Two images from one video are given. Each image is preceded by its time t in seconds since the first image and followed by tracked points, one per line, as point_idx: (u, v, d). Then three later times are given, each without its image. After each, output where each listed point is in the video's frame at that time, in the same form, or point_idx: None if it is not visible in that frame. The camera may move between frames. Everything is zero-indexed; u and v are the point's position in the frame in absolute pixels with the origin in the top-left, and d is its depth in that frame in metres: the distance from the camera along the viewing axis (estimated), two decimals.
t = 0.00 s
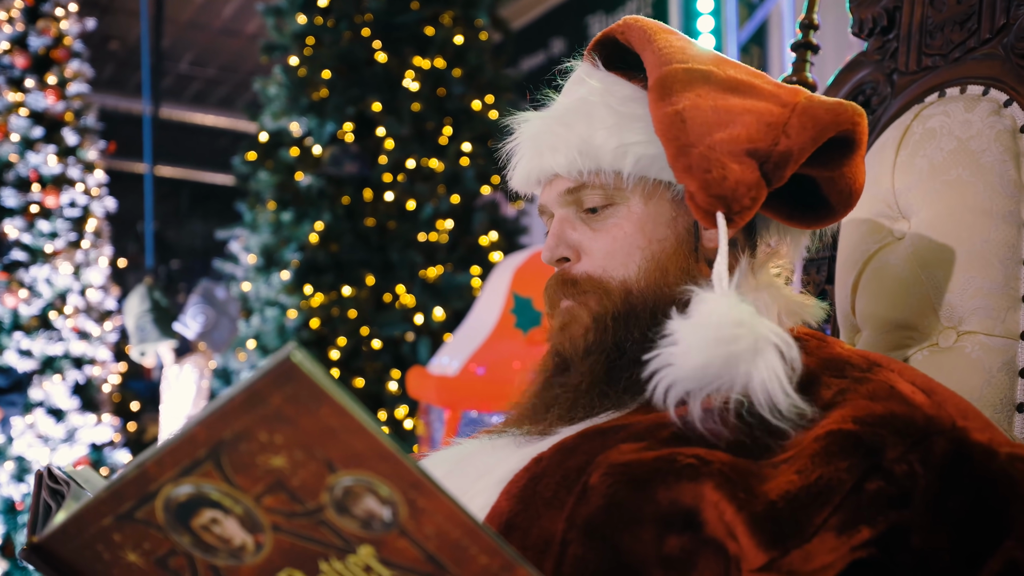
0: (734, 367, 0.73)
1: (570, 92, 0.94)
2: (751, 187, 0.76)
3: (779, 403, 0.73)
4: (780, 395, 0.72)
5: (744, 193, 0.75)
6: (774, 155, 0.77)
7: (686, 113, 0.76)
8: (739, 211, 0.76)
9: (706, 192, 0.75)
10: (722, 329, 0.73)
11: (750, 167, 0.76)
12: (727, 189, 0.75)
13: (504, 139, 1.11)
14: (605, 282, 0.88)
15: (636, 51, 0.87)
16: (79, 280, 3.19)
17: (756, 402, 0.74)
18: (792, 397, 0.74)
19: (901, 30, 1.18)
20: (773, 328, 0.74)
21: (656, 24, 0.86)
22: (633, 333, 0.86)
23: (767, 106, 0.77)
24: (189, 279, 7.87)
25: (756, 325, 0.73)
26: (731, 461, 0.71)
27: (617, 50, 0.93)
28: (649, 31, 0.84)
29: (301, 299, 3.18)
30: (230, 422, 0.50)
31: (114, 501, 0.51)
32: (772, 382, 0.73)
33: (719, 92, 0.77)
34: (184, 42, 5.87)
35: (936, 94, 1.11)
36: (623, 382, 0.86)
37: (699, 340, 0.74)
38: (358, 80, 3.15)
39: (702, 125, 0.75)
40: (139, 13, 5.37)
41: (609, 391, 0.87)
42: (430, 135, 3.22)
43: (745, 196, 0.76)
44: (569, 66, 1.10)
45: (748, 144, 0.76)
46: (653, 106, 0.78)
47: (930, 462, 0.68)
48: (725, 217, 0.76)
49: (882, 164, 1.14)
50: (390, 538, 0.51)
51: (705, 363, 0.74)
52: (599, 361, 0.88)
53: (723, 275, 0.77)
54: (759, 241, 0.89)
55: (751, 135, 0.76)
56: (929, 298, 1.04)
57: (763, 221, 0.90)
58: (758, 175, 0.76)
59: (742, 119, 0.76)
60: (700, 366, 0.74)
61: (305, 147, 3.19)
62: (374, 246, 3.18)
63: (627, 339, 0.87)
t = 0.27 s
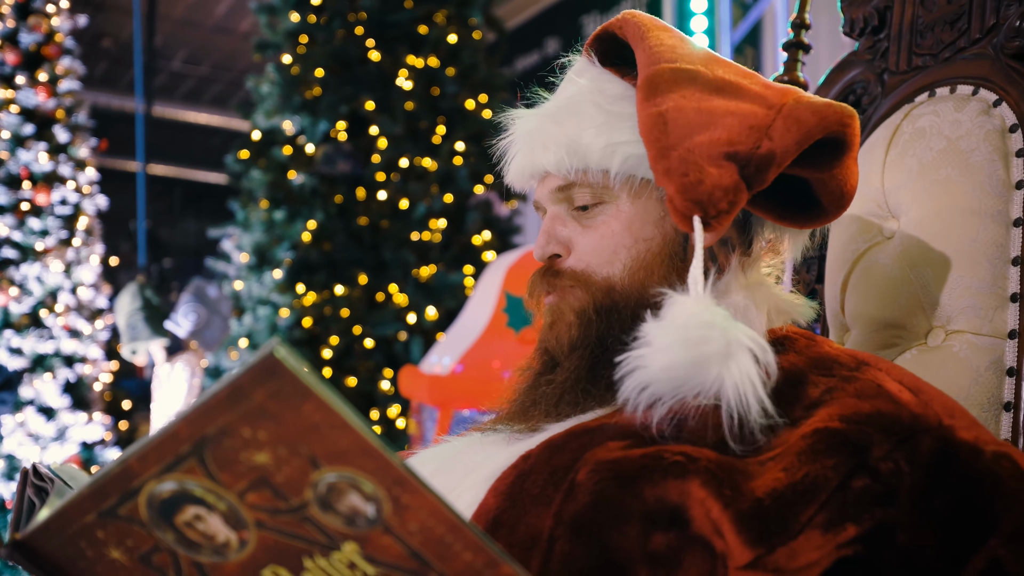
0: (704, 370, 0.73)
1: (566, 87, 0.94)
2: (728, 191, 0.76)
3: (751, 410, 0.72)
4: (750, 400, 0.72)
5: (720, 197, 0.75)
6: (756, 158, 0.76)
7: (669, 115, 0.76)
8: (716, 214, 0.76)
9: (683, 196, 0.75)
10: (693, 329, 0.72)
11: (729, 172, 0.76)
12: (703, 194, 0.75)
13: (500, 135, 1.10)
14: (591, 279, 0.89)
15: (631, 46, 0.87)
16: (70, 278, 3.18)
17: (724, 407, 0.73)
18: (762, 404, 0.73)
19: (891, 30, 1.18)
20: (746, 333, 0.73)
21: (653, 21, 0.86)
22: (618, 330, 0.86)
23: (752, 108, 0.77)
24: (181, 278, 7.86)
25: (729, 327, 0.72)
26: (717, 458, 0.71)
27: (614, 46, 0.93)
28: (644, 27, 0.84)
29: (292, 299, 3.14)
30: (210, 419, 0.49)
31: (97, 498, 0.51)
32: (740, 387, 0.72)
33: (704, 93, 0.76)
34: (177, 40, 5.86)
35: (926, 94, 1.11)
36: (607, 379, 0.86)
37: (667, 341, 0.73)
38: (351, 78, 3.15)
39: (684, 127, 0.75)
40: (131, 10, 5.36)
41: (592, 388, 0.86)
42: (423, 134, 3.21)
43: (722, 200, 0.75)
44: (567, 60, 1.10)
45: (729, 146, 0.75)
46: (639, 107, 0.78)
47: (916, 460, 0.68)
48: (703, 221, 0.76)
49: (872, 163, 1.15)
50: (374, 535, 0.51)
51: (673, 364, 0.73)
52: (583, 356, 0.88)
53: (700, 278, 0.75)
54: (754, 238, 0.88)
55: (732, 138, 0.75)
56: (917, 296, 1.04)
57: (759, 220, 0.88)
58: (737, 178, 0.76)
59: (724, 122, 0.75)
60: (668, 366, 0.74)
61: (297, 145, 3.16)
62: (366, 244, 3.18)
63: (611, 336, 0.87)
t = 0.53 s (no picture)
0: (689, 371, 0.72)
1: (550, 88, 0.94)
2: (711, 191, 0.75)
3: (739, 410, 0.72)
4: (736, 400, 0.71)
5: (703, 197, 0.75)
6: (737, 157, 0.75)
7: (650, 116, 0.76)
8: (699, 215, 0.76)
9: (666, 198, 0.76)
10: (678, 331, 0.72)
11: (711, 172, 0.75)
12: (686, 195, 0.75)
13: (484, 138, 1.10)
14: (579, 282, 0.89)
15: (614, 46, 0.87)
16: (63, 276, 3.17)
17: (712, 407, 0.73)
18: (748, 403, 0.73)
19: (882, 29, 1.18)
20: (732, 333, 0.73)
21: (635, 19, 0.86)
22: (609, 333, 0.86)
23: (733, 107, 0.76)
24: (174, 276, 7.85)
25: (713, 328, 0.72)
26: (705, 456, 0.71)
27: (597, 46, 0.93)
28: (627, 28, 0.84)
29: (286, 297, 3.14)
30: (194, 421, 0.50)
31: (79, 499, 0.50)
32: (727, 388, 0.71)
33: (685, 93, 0.76)
34: (170, 38, 5.84)
35: (916, 93, 1.11)
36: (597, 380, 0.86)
37: (654, 343, 0.73)
38: (344, 77, 3.15)
39: (665, 129, 0.75)
40: (125, 8, 5.34)
41: (583, 389, 0.87)
42: (417, 132, 3.21)
43: (704, 200, 0.75)
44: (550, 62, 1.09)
45: (709, 147, 0.75)
46: (623, 109, 0.78)
47: (904, 458, 0.68)
48: (686, 222, 0.76)
49: (862, 162, 1.15)
50: (357, 538, 0.51)
51: (659, 367, 0.73)
52: (577, 363, 0.88)
53: (684, 280, 0.75)
54: (742, 237, 0.88)
55: (713, 138, 0.75)
56: (906, 296, 1.04)
57: (747, 216, 0.88)
58: (719, 178, 0.75)
59: (705, 122, 0.75)
60: (654, 369, 0.73)
61: (291, 144, 3.17)
62: (359, 243, 3.17)
63: (603, 338, 0.87)
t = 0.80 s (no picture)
0: (678, 368, 0.73)
1: (526, 92, 0.95)
2: (690, 188, 0.75)
3: (729, 404, 0.72)
4: (727, 394, 0.72)
5: (683, 194, 0.75)
6: (715, 152, 0.76)
7: (626, 116, 0.77)
8: (679, 211, 0.76)
9: (645, 197, 0.76)
10: (664, 329, 0.73)
11: (690, 168, 0.75)
12: (665, 193, 0.75)
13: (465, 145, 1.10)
14: (561, 283, 0.89)
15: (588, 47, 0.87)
16: (52, 277, 3.17)
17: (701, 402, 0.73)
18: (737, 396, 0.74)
19: (867, 26, 1.19)
20: (719, 327, 0.74)
21: (608, 19, 0.86)
22: (588, 332, 0.86)
23: (708, 103, 0.76)
24: (165, 276, 7.84)
25: (700, 323, 0.73)
26: (689, 451, 0.71)
27: (572, 47, 0.93)
28: (600, 28, 0.85)
29: (277, 296, 3.14)
30: (169, 427, 0.50)
31: (58, 505, 0.51)
32: (716, 382, 0.72)
33: (660, 91, 0.77)
34: (161, 38, 5.84)
35: (900, 89, 1.12)
36: (578, 378, 0.87)
37: (642, 341, 0.74)
38: (334, 76, 3.14)
39: (642, 127, 0.76)
40: (114, 8, 5.33)
41: (564, 386, 0.87)
42: (407, 131, 3.21)
43: (685, 197, 0.75)
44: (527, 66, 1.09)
45: (687, 143, 0.75)
46: (600, 109, 0.79)
47: (886, 453, 0.69)
48: (668, 219, 0.76)
49: (848, 158, 1.15)
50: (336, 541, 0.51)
51: (648, 365, 0.73)
52: (558, 361, 0.88)
53: (669, 278, 0.76)
54: (724, 230, 0.90)
55: (689, 135, 0.75)
56: (892, 291, 1.05)
57: (728, 210, 0.90)
58: (698, 175, 0.75)
59: (681, 119, 0.75)
60: (642, 367, 0.74)
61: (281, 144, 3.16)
62: (350, 242, 3.16)
63: (583, 337, 0.87)
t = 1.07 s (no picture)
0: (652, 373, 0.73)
1: (507, 98, 0.94)
2: (665, 192, 0.76)
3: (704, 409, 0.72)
4: (701, 398, 0.72)
5: (657, 198, 0.76)
6: (691, 156, 0.76)
7: (602, 121, 0.77)
8: (655, 216, 0.76)
9: (622, 202, 0.76)
10: (636, 335, 0.72)
11: (665, 173, 0.75)
12: (640, 198, 0.76)
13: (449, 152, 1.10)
14: (552, 289, 0.89)
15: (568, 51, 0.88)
16: (46, 281, 3.16)
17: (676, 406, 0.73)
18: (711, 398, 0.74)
19: (855, 25, 1.19)
20: (692, 333, 0.74)
21: (588, 24, 0.87)
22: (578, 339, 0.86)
23: (684, 106, 0.76)
24: (160, 279, 7.83)
25: (672, 328, 0.73)
26: (678, 453, 0.71)
27: (554, 52, 0.93)
28: (579, 33, 0.85)
29: (271, 299, 3.13)
30: (156, 433, 0.50)
31: (47, 512, 0.51)
32: (689, 387, 0.72)
33: (636, 95, 0.77)
34: (153, 41, 5.82)
35: (888, 88, 1.12)
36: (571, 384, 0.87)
37: (614, 347, 0.73)
38: (327, 78, 3.14)
39: (617, 133, 0.76)
40: (107, 12, 5.32)
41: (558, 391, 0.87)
42: (400, 132, 3.21)
43: (660, 201, 0.76)
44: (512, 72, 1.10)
45: (662, 148, 0.75)
46: (576, 114, 0.79)
47: (874, 452, 0.69)
48: (643, 224, 0.77)
49: (837, 156, 1.16)
50: (323, 546, 0.51)
51: (622, 371, 0.73)
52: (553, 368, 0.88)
53: (643, 282, 0.76)
54: (710, 230, 0.90)
55: (665, 139, 0.75)
56: (882, 289, 1.04)
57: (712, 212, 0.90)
58: (674, 178, 0.76)
59: (656, 124, 0.75)
60: (616, 373, 0.74)
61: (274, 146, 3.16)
62: (344, 243, 3.19)
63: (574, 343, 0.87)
